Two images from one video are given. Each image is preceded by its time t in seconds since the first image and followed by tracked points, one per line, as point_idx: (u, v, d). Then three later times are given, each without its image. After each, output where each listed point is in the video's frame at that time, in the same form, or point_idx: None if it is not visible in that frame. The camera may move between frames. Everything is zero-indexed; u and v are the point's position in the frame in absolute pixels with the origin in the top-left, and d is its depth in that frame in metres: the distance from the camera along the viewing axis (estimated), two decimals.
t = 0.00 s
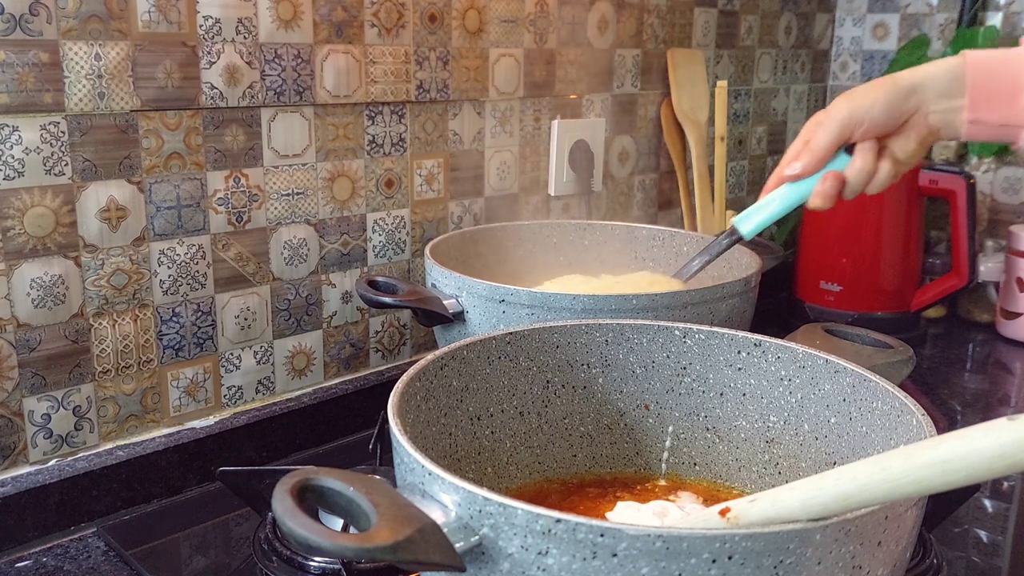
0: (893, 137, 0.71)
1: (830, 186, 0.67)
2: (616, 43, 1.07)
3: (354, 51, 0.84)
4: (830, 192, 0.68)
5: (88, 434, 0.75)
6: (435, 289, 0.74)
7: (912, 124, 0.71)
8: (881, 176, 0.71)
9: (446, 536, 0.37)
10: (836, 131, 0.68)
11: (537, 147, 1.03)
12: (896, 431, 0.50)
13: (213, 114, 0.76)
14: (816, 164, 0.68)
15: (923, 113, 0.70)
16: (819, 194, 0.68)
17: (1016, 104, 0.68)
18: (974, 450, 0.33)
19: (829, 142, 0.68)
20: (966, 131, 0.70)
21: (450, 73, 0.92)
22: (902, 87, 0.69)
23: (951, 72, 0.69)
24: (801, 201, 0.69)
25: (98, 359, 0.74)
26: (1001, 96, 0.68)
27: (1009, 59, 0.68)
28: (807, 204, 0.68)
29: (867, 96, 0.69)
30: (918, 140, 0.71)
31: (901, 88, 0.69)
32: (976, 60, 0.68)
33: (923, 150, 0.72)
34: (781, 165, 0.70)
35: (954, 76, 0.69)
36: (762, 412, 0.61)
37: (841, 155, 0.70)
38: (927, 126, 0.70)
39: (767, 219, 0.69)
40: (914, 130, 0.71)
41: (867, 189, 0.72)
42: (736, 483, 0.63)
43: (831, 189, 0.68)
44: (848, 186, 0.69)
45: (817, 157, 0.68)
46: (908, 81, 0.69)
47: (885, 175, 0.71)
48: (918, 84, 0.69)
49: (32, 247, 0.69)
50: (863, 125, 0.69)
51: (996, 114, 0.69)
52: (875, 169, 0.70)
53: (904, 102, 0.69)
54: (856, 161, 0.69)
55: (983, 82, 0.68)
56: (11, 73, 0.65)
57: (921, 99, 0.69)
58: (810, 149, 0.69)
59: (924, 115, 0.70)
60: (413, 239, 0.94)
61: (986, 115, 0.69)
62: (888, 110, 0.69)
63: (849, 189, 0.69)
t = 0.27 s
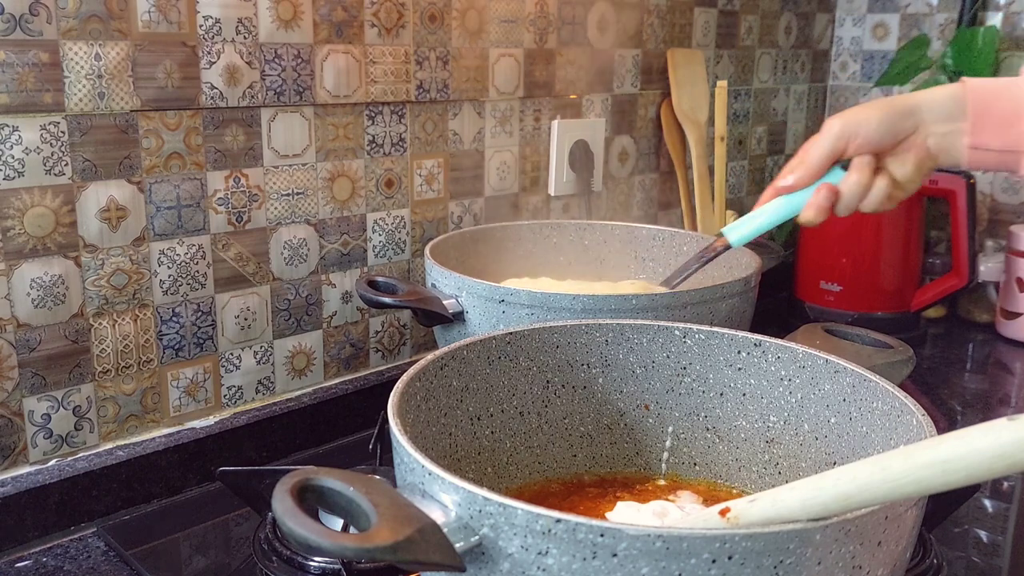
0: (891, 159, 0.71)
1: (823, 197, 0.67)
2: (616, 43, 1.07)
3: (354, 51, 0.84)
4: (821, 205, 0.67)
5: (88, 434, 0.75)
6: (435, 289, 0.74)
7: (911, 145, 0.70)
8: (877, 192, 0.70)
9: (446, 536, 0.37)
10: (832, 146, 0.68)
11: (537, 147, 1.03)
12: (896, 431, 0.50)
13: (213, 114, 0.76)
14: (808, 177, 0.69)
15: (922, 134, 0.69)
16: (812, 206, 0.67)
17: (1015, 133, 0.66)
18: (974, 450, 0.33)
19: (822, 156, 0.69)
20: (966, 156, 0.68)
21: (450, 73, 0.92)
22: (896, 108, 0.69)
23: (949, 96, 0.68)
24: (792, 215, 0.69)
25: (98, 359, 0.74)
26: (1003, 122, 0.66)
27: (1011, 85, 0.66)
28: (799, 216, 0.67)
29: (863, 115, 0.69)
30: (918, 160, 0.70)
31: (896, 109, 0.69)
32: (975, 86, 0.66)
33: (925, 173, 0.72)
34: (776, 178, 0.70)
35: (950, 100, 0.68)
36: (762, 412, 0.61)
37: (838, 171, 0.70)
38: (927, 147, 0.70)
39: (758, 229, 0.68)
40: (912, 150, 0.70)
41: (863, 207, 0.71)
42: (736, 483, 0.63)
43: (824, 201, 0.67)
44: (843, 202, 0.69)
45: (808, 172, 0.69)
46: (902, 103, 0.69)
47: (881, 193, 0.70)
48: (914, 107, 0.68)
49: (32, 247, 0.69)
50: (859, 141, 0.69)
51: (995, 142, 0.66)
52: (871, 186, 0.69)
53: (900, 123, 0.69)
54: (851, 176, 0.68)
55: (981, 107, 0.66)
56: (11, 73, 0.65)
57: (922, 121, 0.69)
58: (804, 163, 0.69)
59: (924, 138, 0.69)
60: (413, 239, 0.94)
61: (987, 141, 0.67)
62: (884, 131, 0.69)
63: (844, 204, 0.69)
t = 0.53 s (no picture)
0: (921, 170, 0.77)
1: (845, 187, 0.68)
2: (616, 43, 1.07)
3: (354, 51, 0.84)
4: (843, 197, 0.68)
5: (88, 434, 0.75)
6: (435, 289, 0.74)
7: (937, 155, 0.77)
8: (904, 194, 0.71)
9: (446, 536, 0.37)
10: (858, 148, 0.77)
11: (537, 147, 1.03)
12: (896, 431, 0.50)
13: (213, 114, 0.76)
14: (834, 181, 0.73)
15: (951, 145, 0.76)
16: (834, 198, 0.69)
17: None
18: (974, 450, 0.33)
19: (847, 159, 0.76)
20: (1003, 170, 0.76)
21: (450, 73, 0.92)
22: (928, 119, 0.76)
23: (974, 114, 0.77)
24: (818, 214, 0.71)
25: (98, 358, 0.74)
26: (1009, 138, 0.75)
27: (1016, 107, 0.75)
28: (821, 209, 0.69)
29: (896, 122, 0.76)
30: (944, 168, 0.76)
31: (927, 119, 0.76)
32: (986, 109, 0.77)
33: (954, 185, 0.76)
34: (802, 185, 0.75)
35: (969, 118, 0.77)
36: (762, 412, 0.61)
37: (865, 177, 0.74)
38: (951, 155, 0.76)
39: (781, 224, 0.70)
40: (942, 160, 0.77)
41: (889, 214, 0.72)
42: (736, 483, 0.63)
43: (846, 194, 0.69)
44: (866, 201, 0.71)
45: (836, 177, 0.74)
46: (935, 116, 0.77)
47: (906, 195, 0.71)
48: (939, 120, 0.76)
49: (32, 247, 0.69)
50: (886, 144, 0.76)
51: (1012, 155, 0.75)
52: (902, 186, 0.71)
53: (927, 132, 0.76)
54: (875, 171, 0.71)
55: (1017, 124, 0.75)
56: (11, 73, 0.65)
57: (942, 131, 0.76)
58: (833, 169, 0.76)
59: (947, 146, 0.77)
60: (413, 239, 0.94)
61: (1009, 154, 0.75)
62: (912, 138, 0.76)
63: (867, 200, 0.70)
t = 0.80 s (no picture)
0: (945, 139, 0.74)
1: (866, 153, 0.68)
2: (616, 42, 1.07)
3: (354, 51, 0.84)
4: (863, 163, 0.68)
5: (88, 434, 0.75)
6: (435, 289, 0.74)
7: (962, 124, 0.74)
8: (923, 162, 0.69)
9: (446, 536, 0.37)
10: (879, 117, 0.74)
11: (537, 147, 1.03)
12: (896, 431, 0.50)
13: (213, 114, 0.76)
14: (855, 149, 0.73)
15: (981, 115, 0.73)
16: (852, 163, 0.68)
17: None
18: (974, 450, 0.33)
19: (870, 126, 0.74)
20: None
21: (450, 73, 0.92)
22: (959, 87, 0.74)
23: (1000, 86, 0.73)
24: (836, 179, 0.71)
25: (98, 358, 0.74)
26: None
27: None
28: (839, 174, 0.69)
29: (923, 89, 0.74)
30: (968, 138, 0.73)
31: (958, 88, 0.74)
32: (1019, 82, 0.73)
33: (979, 155, 0.73)
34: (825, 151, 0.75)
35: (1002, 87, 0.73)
36: (762, 412, 0.61)
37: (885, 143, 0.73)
38: (977, 125, 0.73)
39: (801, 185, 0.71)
40: (970, 130, 0.73)
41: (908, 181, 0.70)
42: (736, 483, 0.63)
43: (864, 160, 0.68)
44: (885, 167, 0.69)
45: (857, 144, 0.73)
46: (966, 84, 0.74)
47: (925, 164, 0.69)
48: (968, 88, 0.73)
49: (32, 247, 0.69)
50: (909, 113, 0.74)
51: None
52: (921, 155, 0.69)
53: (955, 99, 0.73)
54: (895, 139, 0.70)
55: None
56: (11, 73, 0.65)
57: (970, 100, 0.73)
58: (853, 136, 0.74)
59: (974, 114, 0.73)
60: (413, 239, 0.94)
61: None
62: (935, 108, 0.74)
63: (886, 167, 0.69)
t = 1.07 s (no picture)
0: (963, 93, 0.80)
1: (879, 109, 0.72)
2: (616, 42, 1.07)
3: (354, 51, 0.84)
4: (877, 119, 0.72)
5: (88, 434, 0.75)
6: (435, 289, 0.74)
7: (979, 78, 0.80)
8: (938, 115, 0.75)
9: (446, 536, 0.37)
10: (897, 74, 0.82)
11: (537, 147, 1.03)
12: (896, 431, 0.50)
13: (213, 114, 0.76)
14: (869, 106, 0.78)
15: (996, 68, 0.79)
16: (868, 120, 0.72)
17: None
18: (974, 450, 0.33)
19: (885, 82, 0.82)
20: None
21: (450, 73, 0.92)
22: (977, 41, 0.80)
23: (1016, 43, 0.80)
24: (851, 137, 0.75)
25: (98, 359, 0.74)
26: None
27: None
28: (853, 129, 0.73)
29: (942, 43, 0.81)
30: (985, 91, 0.79)
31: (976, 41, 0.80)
32: None
33: (995, 108, 0.79)
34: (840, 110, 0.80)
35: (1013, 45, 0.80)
36: (762, 412, 0.61)
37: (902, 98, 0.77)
38: (994, 78, 0.79)
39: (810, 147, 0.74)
40: (982, 83, 0.79)
41: (924, 134, 0.76)
42: (736, 483, 0.63)
43: (879, 116, 0.72)
44: (900, 121, 0.74)
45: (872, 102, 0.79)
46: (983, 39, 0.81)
47: (940, 116, 0.75)
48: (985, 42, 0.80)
49: (32, 247, 0.69)
50: (924, 67, 0.81)
51: None
52: (936, 108, 0.75)
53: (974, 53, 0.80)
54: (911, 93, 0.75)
55: None
56: (11, 73, 0.65)
57: (986, 55, 0.79)
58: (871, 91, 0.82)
59: (990, 68, 0.79)
60: (413, 239, 0.94)
61: None
62: (951, 63, 0.80)
63: (902, 120, 0.74)
